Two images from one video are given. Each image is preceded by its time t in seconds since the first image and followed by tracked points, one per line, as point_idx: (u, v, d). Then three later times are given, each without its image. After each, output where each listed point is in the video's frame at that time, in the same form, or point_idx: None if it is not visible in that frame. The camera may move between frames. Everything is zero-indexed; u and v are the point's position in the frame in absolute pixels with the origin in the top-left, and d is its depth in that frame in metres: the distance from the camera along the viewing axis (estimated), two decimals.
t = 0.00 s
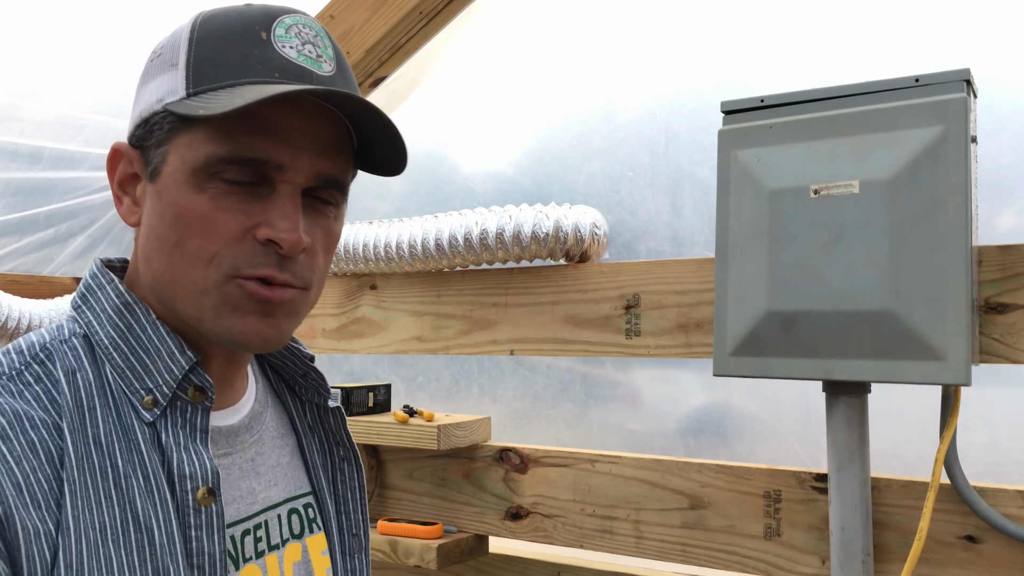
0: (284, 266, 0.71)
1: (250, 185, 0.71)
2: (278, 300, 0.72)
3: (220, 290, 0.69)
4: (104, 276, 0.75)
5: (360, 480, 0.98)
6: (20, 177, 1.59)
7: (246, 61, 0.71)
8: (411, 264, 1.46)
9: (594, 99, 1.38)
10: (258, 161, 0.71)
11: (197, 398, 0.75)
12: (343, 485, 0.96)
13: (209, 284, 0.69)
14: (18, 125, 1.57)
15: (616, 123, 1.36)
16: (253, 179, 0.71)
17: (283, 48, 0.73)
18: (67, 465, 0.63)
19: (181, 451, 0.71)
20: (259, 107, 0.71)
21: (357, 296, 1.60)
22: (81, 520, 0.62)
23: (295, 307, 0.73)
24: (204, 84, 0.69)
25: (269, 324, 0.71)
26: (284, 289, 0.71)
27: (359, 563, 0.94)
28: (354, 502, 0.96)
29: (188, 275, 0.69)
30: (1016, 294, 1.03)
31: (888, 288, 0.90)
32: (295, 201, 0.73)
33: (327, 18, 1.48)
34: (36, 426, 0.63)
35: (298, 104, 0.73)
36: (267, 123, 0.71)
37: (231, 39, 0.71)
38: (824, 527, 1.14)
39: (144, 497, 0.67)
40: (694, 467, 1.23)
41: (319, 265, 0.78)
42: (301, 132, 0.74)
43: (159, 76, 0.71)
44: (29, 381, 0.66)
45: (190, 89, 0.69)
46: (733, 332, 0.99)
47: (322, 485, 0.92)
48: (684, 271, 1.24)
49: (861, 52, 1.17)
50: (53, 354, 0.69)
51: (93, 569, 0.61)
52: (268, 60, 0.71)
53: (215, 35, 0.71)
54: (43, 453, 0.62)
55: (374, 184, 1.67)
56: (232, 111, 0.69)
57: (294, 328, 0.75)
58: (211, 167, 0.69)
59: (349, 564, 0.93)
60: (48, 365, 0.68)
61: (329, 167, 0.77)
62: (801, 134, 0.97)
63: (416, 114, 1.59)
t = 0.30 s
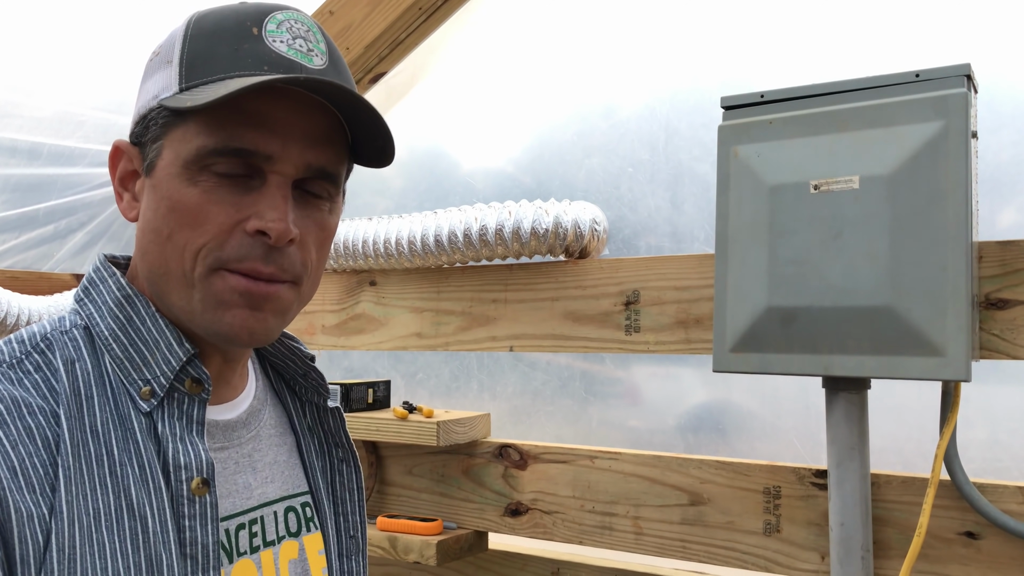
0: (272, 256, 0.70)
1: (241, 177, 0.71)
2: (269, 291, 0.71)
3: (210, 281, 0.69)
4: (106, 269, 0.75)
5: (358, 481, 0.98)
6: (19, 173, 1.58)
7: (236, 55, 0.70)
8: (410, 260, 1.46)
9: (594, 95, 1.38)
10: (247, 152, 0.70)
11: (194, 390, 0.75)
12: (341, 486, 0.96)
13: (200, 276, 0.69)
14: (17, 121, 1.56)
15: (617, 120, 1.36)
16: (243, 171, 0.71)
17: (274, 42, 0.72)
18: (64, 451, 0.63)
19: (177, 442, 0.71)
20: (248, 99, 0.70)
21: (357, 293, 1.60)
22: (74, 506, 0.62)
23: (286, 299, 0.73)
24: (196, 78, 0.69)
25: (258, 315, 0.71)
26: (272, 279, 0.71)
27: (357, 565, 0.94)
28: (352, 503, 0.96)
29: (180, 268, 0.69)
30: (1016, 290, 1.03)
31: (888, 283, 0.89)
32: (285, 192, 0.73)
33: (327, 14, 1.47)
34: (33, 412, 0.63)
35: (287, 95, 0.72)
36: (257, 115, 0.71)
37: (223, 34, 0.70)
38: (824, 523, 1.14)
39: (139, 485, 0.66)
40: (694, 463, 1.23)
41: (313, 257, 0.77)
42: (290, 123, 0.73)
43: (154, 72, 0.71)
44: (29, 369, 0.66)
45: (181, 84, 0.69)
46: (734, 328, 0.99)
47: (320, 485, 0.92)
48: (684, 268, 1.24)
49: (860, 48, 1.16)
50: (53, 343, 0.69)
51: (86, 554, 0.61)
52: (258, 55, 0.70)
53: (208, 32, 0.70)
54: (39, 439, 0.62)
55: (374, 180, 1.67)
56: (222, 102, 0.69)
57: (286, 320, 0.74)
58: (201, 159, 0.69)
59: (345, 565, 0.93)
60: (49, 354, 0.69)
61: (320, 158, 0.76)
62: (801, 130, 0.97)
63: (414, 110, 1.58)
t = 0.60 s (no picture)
0: (264, 252, 0.70)
1: (231, 174, 0.71)
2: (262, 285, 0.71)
3: (203, 278, 0.69)
4: (100, 270, 0.75)
5: (359, 480, 0.98)
6: (20, 172, 1.58)
7: (223, 52, 0.69)
8: (410, 258, 1.46)
9: (594, 93, 1.37)
10: (237, 149, 0.70)
11: (186, 391, 0.74)
12: (341, 484, 0.96)
13: (192, 273, 0.69)
14: (17, 120, 1.56)
15: (617, 118, 1.36)
16: (233, 168, 0.71)
17: (260, 38, 0.71)
18: (52, 453, 0.63)
19: (168, 443, 0.71)
20: (236, 95, 0.70)
21: (357, 291, 1.60)
22: (62, 507, 0.62)
23: (279, 294, 0.73)
24: (183, 75, 0.69)
25: (252, 311, 0.71)
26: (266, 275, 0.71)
27: (357, 563, 0.94)
28: (352, 501, 0.96)
29: (172, 267, 0.69)
30: (1016, 287, 1.03)
31: (887, 280, 0.89)
32: (276, 188, 0.73)
33: (326, 11, 1.46)
34: (23, 414, 0.63)
35: (276, 90, 0.72)
36: (246, 111, 0.71)
37: (211, 31, 0.70)
38: (824, 520, 1.14)
39: (128, 486, 0.66)
40: (694, 460, 1.23)
41: (306, 252, 0.77)
42: (279, 118, 0.73)
43: (143, 73, 0.71)
44: (20, 369, 0.67)
45: (169, 82, 0.68)
46: (733, 326, 0.99)
47: (319, 483, 0.91)
48: (684, 265, 1.24)
49: (861, 46, 1.16)
50: (45, 344, 0.70)
51: (73, 556, 0.61)
52: (246, 50, 0.70)
53: (194, 29, 0.70)
54: (28, 440, 0.63)
55: (374, 178, 1.66)
56: (209, 100, 0.69)
57: (280, 315, 0.74)
58: (191, 157, 0.69)
59: (346, 564, 0.93)
60: (41, 355, 0.69)
61: (312, 154, 0.76)
62: (800, 127, 0.97)
63: (413, 108, 1.58)
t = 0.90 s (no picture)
0: (256, 251, 0.70)
1: (223, 173, 0.70)
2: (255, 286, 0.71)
3: (195, 278, 0.69)
4: (92, 268, 0.75)
5: (354, 477, 0.97)
6: (18, 170, 1.57)
7: (212, 48, 0.69)
8: (409, 256, 1.45)
9: (594, 91, 1.37)
10: (228, 148, 0.70)
11: (177, 391, 0.74)
12: (336, 482, 0.96)
13: (185, 273, 0.68)
14: (15, 118, 1.56)
15: (616, 116, 1.35)
16: (224, 167, 0.71)
17: (250, 34, 0.71)
18: (41, 455, 0.63)
19: (159, 444, 0.71)
20: (227, 94, 0.70)
21: (355, 289, 1.60)
22: (52, 509, 0.62)
23: (272, 292, 0.73)
24: (171, 73, 0.68)
25: (246, 310, 0.71)
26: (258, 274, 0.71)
27: (352, 561, 0.94)
28: (347, 499, 0.96)
29: (163, 266, 0.68)
30: (1016, 285, 1.02)
31: (887, 277, 0.89)
32: (268, 187, 0.72)
33: (325, 8, 1.47)
34: (12, 416, 0.63)
35: (266, 89, 0.72)
36: (237, 110, 0.70)
37: (199, 28, 0.70)
38: (823, 518, 1.14)
39: (119, 488, 0.66)
40: (693, 458, 1.23)
41: (298, 251, 0.77)
42: (270, 117, 0.72)
43: (130, 70, 0.71)
44: (10, 369, 0.66)
45: (157, 80, 0.68)
46: (731, 324, 0.99)
47: (314, 481, 0.91)
48: (683, 263, 1.24)
49: (860, 43, 1.16)
50: (35, 344, 0.69)
51: (63, 559, 0.61)
52: (235, 47, 0.70)
53: (181, 24, 0.70)
54: (18, 442, 0.62)
55: (373, 176, 1.66)
56: (200, 99, 0.69)
57: (273, 313, 0.74)
58: (182, 157, 0.68)
59: (341, 561, 0.93)
60: (31, 355, 0.68)
61: (303, 152, 0.76)
62: (799, 124, 0.97)
63: (412, 106, 1.57)
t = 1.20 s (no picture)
0: (259, 250, 0.70)
1: (226, 172, 0.70)
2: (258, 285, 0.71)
3: (198, 276, 0.69)
4: (89, 268, 0.75)
5: (350, 479, 0.98)
6: (17, 169, 1.57)
7: (217, 48, 0.69)
8: (409, 255, 1.45)
9: (593, 90, 1.37)
10: (230, 147, 0.70)
11: (173, 391, 0.74)
12: (332, 483, 0.96)
13: (187, 271, 0.68)
14: (15, 117, 1.55)
15: (616, 115, 1.35)
16: (227, 166, 0.71)
17: (254, 35, 0.71)
18: (36, 454, 0.63)
19: (154, 444, 0.71)
20: (229, 93, 0.70)
21: (355, 288, 1.60)
22: (46, 508, 0.62)
23: (274, 291, 0.72)
24: (176, 73, 0.68)
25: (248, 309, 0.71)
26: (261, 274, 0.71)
27: (348, 561, 0.95)
28: (344, 500, 0.96)
29: (166, 264, 0.68)
30: (1016, 284, 1.02)
31: (887, 276, 0.89)
32: (270, 187, 0.72)
33: (325, 7, 1.49)
34: (7, 414, 0.63)
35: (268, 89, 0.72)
36: (240, 109, 0.70)
37: (204, 28, 0.70)
38: (822, 518, 1.14)
39: (113, 487, 0.66)
40: (693, 458, 1.23)
41: (300, 249, 0.77)
42: (273, 117, 0.72)
43: (133, 69, 0.71)
44: (6, 369, 0.66)
45: (162, 79, 0.68)
46: (730, 323, 0.99)
47: (310, 483, 0.91)
48: (682, 262, 1.24)
49: (860, 42, 1.16)
50: (31, 343, 0.69)
51: (57, 558, 0.61)
52: (240, 48, 0.70)
53: (187, 24, 0.70)
54: (13, 441, 0.62)
55: (373, 175, 1.66)
56: (203, 98, 0.68)
57: (275, 312, 0.74)
58: (185, 155, 0.68)
59: (336, 563, 0.93)
60: (27, 354, 0.68)
61: (305, 152, 0.76)
62: (799, 124, 0.97)
63: (412, 105, 1.57)
